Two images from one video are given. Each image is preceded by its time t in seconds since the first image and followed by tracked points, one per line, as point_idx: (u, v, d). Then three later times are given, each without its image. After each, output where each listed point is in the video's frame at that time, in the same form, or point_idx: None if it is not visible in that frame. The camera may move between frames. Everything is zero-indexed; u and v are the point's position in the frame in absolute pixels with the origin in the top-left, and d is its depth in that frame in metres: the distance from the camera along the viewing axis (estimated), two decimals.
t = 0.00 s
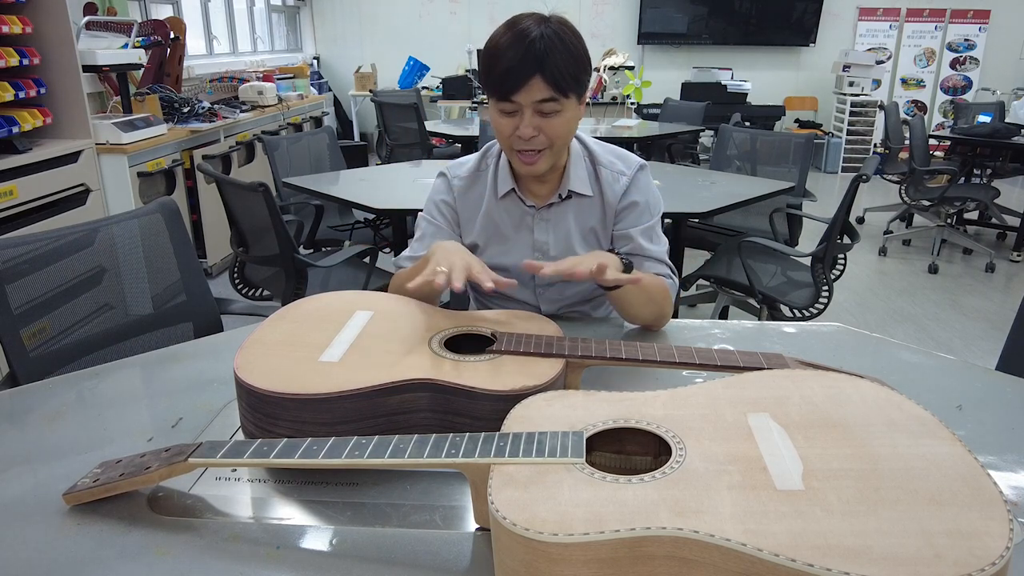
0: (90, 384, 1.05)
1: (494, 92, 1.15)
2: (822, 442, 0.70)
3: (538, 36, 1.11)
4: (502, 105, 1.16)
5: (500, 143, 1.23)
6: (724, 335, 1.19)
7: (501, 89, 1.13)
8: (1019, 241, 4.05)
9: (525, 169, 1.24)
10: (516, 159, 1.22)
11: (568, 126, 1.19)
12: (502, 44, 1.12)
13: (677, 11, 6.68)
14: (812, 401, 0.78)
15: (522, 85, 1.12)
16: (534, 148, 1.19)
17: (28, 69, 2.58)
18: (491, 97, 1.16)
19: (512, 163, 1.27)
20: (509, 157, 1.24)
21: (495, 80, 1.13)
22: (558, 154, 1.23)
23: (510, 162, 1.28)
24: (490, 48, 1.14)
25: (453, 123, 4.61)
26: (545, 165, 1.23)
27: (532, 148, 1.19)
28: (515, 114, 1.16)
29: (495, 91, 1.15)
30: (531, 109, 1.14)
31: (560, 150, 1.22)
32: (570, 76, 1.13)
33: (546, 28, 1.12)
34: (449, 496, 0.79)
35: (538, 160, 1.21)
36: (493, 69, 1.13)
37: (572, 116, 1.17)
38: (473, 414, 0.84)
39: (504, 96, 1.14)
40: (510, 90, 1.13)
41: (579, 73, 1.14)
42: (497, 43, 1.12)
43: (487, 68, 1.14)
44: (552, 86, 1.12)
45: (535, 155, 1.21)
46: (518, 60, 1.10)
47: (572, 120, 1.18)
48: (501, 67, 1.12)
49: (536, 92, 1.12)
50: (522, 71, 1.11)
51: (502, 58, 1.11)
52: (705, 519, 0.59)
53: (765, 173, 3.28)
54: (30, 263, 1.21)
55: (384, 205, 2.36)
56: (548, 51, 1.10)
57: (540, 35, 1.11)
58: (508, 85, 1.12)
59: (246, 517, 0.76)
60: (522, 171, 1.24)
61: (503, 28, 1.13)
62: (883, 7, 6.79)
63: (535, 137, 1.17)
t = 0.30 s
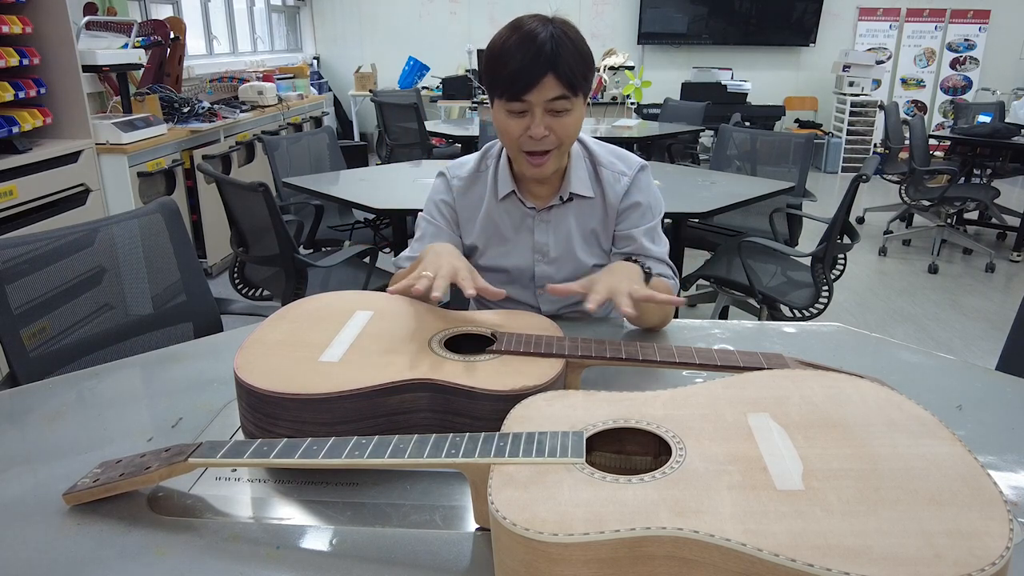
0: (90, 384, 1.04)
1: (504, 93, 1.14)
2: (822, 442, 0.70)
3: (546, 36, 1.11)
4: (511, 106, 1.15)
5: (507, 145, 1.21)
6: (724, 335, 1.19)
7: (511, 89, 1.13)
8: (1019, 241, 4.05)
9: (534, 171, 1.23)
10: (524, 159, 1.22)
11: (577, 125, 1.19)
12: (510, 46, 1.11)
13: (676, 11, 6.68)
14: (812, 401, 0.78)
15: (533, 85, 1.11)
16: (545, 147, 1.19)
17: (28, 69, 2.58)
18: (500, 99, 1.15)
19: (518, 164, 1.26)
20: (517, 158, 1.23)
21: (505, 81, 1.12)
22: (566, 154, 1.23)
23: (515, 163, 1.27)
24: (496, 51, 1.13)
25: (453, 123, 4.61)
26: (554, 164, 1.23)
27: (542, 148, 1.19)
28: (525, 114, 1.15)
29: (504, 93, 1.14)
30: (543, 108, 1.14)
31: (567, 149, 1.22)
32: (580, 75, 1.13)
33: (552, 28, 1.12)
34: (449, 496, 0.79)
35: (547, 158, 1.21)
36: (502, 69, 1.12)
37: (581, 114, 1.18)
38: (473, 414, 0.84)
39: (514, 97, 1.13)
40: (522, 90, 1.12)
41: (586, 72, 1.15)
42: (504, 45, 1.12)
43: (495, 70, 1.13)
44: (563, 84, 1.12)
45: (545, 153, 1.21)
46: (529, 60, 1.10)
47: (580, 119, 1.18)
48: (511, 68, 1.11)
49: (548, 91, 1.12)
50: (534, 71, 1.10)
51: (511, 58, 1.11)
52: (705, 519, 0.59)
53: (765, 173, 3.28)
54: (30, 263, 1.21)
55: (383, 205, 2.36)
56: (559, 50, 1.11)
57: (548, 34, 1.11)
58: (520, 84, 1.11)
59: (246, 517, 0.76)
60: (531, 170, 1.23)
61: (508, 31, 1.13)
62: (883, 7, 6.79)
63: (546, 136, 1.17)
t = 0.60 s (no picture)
0: (90, 384, 1.04)
1: (496, 82, 1.15)
2: (822, 442, 0.70)
3: (542, 29, 1.12)
4: (504, 96, 1.16)
5: (499, 137, 1.22)
6: (724, 335, 1.19)
7: (503, 78, 1.13)
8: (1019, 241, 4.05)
9: (522, 165, 1.22)
10: (514, 153, 1.21)
11: (569, 122, 1.18)
12: (507, 36, 1.12)
13: (677, 11, 6.68)
14: (811, 401, 0.78)
15: (524, 75, 1.12)
16: (534, 140, 1.18)
17: (28, 69, 2.58)
18: (494, 88, 1.16)
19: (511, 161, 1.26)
20: (508, 152, 1.23)
21: (499, 69, 1.13)
22: (557, 153, 1.22)
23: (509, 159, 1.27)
24: (494, 41, 1.15)
25: (453, 123, 4.61)
26: (544, 162, 1.22)
27: (531, 141, 1.18)
28: (517, 106, 1.16)
29: (497, 82, 1.15)
30: (532, 100, 1.14)
31: (559, 147, 1.21)
32: (574, 71, 1.13)
33: (552, 23, 1.13)
34: (449, 496, 0.79)
35: (536, 154, 1.20)
36: (496, 58, 1.13)
37: (573, 111, 1.17)
38: (472, 414, 0.84)
39: (506, 86, 1.14)
40: (512, 78, 1.12)
41: (583, 70, 1.15)
42: (502, 35, 1.13)
43: (491, 60, 1.15)
44: (554, 76, 1.12)
45: (534, 149, 1.20)
46: (521, 50, 1.11)
47: (573, 117, 1.18)
48: (505, 56, 1.12)
49: (539, 81, 1.12)
50: (526, 59, 1.11)
51: (505, 47, 1.12)
52: (705, 519, 0.59)
53: (765, 173, 3.28)
54: (30, 263, 1.21)
55: (383, 205, 2.37)
56: (553, 43, 1.11)
57: (545, 28, 1.12)
58: (511, 73, 1.12)
59: (246, 517, 0.76)
60: (520, 165, 1.22)
61: (509, 23, 1.15)
62: (883, 7, 6.79)
63: (535, 129, 1.17)
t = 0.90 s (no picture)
0: (90, 384, 1.04)
1: (498, 75, 1.15)
2: (822, 442, 0.70)
3: (545, 24, 1.12)
4: (505, 89, 1.16)
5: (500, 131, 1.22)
6: (724, 334, 1.19)
7: (505, 71, 1.14)
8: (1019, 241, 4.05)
9: (521, 160, 1.22)
10: (514, 147, 1.21)
11: (569, 118, 1.18)
12: (511, 30, 1.13)
13: (677, 11, 6.68)
14: (811, 401, 0.78)
15: (525, 68, 1.12)
16: (533, 135, 1.18)
17: (28, 69, 2.58)
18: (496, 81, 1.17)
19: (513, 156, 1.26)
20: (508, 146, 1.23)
21: (501, 62, 1.14)
22: (557, 148, 1.21)
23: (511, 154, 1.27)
24: (500, 35, 1.15)
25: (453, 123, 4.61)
26: (543, 157, 1.21)
27: (530, 135, 1.18)
28: (517, 99, 1.16)
29: (499, 75, 1.15)
30: (532, 93, 1.14)
31: (558, 143, 1.21)
32: (574, 66, 1.13)
33: (556, 19, 1.13)
34: (449, 496, 0.79)
35: (535, 149, 1.20)
36: (499, 51, 1.14)
37: (573, 107, 1.17)
38: (472, 414, 0.84)
39: (507, 79, 1.14)
40: (513, 71, 1.13)
41: (584, 67, 1.15)
42: (506, 29, 1.14)
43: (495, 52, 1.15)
44: (554, 71, 1.12)
45: (533, 143, 1.20)
46: (523, 43, 1.11)
47: (572, 113, 1.17)
48: (507, 49, 1.12)
49: (539, 75, 1.12)
50: (527, 53, 1.11)
51: (508, 41, 1.12)
52: (705, 519, 0.59)
53: (766, 173, 3.28)
54: (30, 263, 1.21)
55: (383, 204, 2.37)
56: (555, 38, 1.11)
57: (548, 23, 1.12)
58: (512, 66, 1.13)
59: (246, 517, 0.76)
60: (519, 159, 1.22)
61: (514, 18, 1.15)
62: (883, 7, 6.79)
63: (533, 123, 1.16)
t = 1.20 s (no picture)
0: (90, 384, 1.04)
1: (499, 77, 1.15)
2: (822, 442, 0.70)
3: (546, 25, 1.12)
4: (507, 91, 1.16)
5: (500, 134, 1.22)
6: (724, 334, 1.19)
7: (505, 73, 1.14)
8: (1019, 241, 4.05)
9: (523, 162, 1.22)
10: (514, 149, 1.21)
11: (570, 118, 1.18)
12: (510, 32, 1.13)
13: (677, 11, 6.68)
14: (811, 401, 0.78)
15: (526, 69, 1.12)
16: (534, 137, 1.18)
17: (28, 69, 2.58)
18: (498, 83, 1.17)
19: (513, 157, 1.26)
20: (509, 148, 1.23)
21: (502, 64, 1.14)
22: (558, 149, 1.22)
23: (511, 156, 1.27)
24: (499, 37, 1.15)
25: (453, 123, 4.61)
26: (544, 159, 1.22)
27: (532, 137, 1.18)
28: (519, 101, 1.16)
29: (500, 77, 1.15)
30: (534, 95, 1.14)
31: (560, 144, 1.21)
32: (576, 66, 1.14)
33: (556, 19, 1.13)
34: (449, 496, 0.79)
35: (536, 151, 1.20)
36: (500, 54, 1.14)
37: (575, 108, 1.17)
38: (472, 414, 0.84)
39: (509, 81, 1.14)
40: (514, 73, 1.13)
41: (584, 66, 1.15)
42: (504, 32, 1.14)
43: (495, 55, 1.16)
44: (556, 72, 1.12)
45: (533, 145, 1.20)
46: (524, 45, 1.11)
47: (574, 113, 1.18)
48: (508, 51, 1.12)
49: (540, 76, 1.13)
50: (528, 54, 1.11)
51: (508, 43, 1.13)
52: (705, 519, 0.59)
53: (766, 173, 3.28)
54: (30, 263, 1.21)
55: (383, 204, 2.37)
56: (555, 39, 1.11)
57: (549, 25, 1.12)
58: (513, 68, 1.13)
59: (246, 517, 0.76)
60: (519, 161, 1.22)
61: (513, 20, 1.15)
62: (883, 6, 6.79)
63: (536, 124, 1.17)
